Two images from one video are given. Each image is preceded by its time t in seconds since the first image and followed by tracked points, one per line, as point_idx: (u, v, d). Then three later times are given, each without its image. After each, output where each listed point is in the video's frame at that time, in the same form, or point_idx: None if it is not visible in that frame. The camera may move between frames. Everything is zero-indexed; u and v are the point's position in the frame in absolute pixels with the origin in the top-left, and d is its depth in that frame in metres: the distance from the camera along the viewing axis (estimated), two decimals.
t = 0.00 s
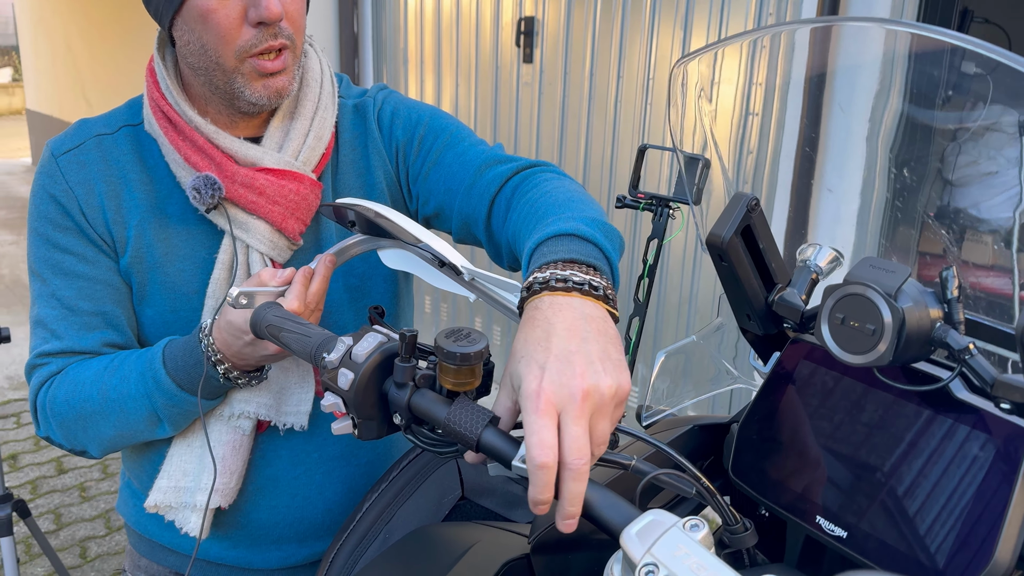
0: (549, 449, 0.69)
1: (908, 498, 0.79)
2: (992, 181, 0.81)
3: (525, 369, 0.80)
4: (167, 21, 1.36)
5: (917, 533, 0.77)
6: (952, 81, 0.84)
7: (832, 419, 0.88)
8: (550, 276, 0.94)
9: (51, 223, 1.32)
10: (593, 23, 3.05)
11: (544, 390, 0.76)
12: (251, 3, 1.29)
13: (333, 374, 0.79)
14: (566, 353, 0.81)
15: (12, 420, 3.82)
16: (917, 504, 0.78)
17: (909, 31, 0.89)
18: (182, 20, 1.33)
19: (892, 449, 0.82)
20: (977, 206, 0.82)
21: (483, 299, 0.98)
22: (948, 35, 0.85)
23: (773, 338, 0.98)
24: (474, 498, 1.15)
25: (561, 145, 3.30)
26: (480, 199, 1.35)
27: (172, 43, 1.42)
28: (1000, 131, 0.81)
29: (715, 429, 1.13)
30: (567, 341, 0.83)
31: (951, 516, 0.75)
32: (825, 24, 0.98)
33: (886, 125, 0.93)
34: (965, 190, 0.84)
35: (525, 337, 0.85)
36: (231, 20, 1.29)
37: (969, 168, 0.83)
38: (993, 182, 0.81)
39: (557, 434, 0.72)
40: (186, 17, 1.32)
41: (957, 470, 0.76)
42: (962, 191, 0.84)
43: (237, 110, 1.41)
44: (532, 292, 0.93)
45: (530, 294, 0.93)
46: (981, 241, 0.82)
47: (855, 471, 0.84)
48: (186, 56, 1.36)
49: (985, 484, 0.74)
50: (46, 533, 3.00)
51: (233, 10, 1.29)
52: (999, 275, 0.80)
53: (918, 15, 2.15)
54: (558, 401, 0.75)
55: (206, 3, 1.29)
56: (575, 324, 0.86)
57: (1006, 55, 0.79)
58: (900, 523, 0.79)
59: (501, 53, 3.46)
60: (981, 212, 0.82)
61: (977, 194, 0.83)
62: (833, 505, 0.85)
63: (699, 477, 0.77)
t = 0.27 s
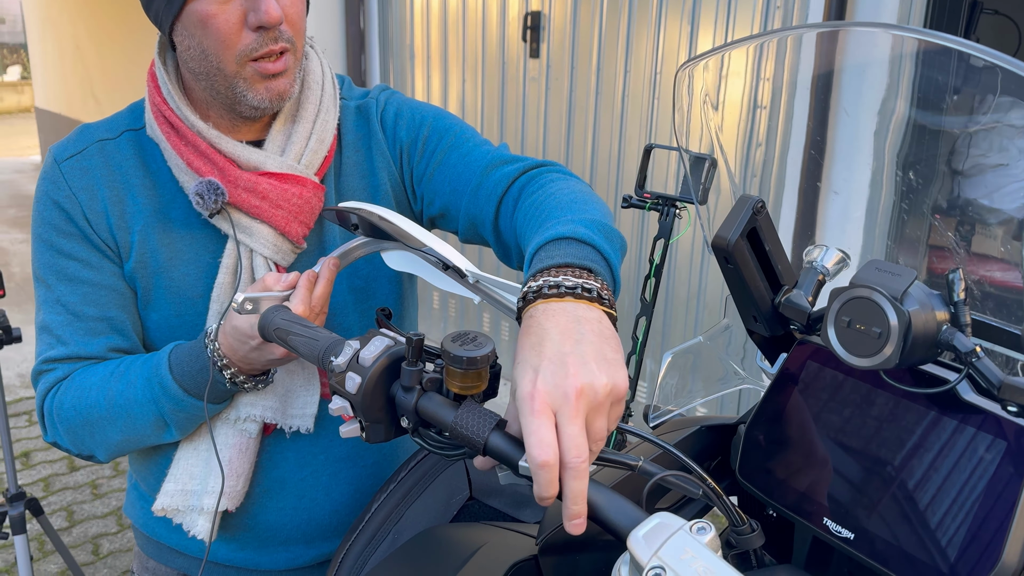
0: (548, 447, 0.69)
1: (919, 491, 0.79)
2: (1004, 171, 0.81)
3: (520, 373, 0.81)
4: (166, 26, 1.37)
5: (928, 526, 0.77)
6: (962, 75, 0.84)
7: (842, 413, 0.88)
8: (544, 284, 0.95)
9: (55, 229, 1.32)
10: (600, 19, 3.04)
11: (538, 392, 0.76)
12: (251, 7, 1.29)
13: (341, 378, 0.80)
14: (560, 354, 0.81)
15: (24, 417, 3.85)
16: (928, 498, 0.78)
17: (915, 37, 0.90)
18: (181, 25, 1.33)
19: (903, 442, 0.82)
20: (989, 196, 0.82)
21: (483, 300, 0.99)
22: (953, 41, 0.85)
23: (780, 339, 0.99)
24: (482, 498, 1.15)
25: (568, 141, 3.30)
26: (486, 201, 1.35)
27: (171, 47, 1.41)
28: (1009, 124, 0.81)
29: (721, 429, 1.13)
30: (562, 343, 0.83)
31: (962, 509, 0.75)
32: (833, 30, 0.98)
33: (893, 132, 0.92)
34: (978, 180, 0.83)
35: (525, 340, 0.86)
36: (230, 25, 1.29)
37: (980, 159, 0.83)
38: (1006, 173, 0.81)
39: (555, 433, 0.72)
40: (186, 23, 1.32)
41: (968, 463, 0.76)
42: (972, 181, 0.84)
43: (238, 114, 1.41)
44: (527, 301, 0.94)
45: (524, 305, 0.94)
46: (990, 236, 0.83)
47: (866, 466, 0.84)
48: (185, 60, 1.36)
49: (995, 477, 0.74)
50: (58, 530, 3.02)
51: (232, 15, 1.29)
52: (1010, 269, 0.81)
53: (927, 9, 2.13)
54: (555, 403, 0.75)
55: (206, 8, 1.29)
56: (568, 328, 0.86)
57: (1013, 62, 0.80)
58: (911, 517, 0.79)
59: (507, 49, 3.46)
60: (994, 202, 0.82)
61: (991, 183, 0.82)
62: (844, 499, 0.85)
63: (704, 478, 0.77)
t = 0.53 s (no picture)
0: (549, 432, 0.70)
1: (930, 483, 0.78)
2: (1016, 161, 0.81)
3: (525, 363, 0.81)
4: (163, 26, 1.37)
5: (940, 518, 0.77)
6: (972, 64, 0.83)
7: (852, 405, 0.88)
8: (553, 273, 0.95)
9: (60, 230, 1.33)
10: (607, 12, 3.04)
11: (543, 385, 0.76)
12: (247, 4, 1.29)
13: (352, 372, 0.80)
14: (566, 343, 0.82)
15: (37, 414, 3.88)
16: (940, 489, 0.78)
17: (926, 27, 0.89)
18: (180, 23, 1.34)
19: (914, 433, 0.81)
20: (1000, 186, 0.82)
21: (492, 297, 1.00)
22: (963, 30, 0.84)
23: (790, 331, 0.98)
24: (493, 491, 1.15)
25: (576, 134, 3.30)
26: (491, 194, 1.35)
27: (171, 45, 1.42)
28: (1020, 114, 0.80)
29: (732, 421, 1.12)
30: (569, 334, 0.83)
31: (974, 500, 0.75)
32: (841, 19, 0.97)
33: (902, 122, 0.92)
34: (989, 169, 0.83)
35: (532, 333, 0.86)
36: (228, 22, 1.30)
37: (990, 149, 0.83)
38: (1019, 162, 0.81)
39: (560, 425, 0.72)
40: (183, 21, 1.32)
41: (980, 455, 0.76)
42: (983, 172, 0.84)
43: (239, 111, 1.41)
44: (534, 293, 0.94)
45: (535, 292, 0.94)
46: (1001, 227, 0.82)
47: (877, 458, 0.84)
48: (184, 59, 1.36)
49: (1008, 469, 0.74)
50: (73, 525, 3.05)
51: (229, 12, 1.30)
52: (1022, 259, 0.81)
53: None
54: (558, 395, 0.75)
55: (204, 6, 1.29)
56: (579, 318, 0.86)
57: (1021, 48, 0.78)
58: (923, 509, 0.78)
59: (515, 42, 3.45)
60: (1005, 192, 0.82)
61: (1002, 172, 0.82)
62: (855, 491, 0.85)
63: (715, 471, 0.77)
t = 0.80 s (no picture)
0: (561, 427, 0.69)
1: (944, 475, 0.78)
2: None
3: (537, 362, 0.82)
4: (169, 27, 1.38)
5: (954, 510, 0.77)
6: (984, 55, 0.83)
7: (866, 397, 0.87)
8: (563, 273, 0.95)
9: (70, 230, 1.34)
10: (616, 4, 3.03)
11: (553, 383, 0.76)
12: (250, 4, 1.30)
13: (365, 367, 0.80)
14: (576, 343, 0.82)
15: (52, 410, 3.92)
16: (954, 481, 0.78)
17: (938, 19, 0.88)
18: (184, 24, 1.35)
19: (928, 425, 0.81)
20: (1016, 174, 0.83)
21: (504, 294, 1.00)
22: (976, 22, 0.84)
23: (803, 325, 0.98)
24: (505, 485, 1.16)
25: (585, 127, 3.29)
26: (502, 190, 1.35)
27: (177, 45, 1.42)
28: None
29: (744, 415, 1.13)
30: (579, 333, 0.83)
31: (989, 492, 0.75)
32: (852, 13, 0.97)
33: (914, 112, 0.92)
34: (1004, 159, 0.84)
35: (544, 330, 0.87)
36: (231, 22, 1.30)
37: (1004, 139, 0.83)
38: None
39: (571, 421, 0.72)
40: (188, 22, 1.33)
41: (994, 447, 0.76)
42: (996, 161, 0.84)
43: (246, 110, 1.42)
44: (548, 292, 0.94)
45: (547, 296, 0.94)
46: (1016, 216, 0.83)
47: (891, 449, 0.83)
48: (189, 59, 1.37)
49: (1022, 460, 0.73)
50: (89, 521, 3.08)
51: (232, 12, 1.30)
52: None
53: None
54: (570, 391, 0.75)
55: (206, 6, 1.30)
56: (588, 317, 0.86)
57: None
58: (937, 501, 0.78)
59: (524, 36, 3.44)
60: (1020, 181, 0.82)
61: (1018, 162, 0.82)
62: (868, 483, 0.85)
63: (728, 464, 0.77)
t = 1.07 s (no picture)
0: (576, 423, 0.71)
1: (956, 469, 0.78)
2: None
3: (553, 353, 0.83)
4: (178, 25, 1.39)
5: (966, 503, 0.77)
6: (994, 48, 0.83)
7: (877, 391, 0.88)
8: (577, 263, 0.96)
9: (83, 228, 1.35)
10: None
11: (569, 376, 0.78)
12: (259, 1, 1.30)
13: (376, 362, 0.81)
14: (592, 336, 0.83)
15: (65, 407, 3.95)
16: (966, 475, 0.78)
17: (947, 11, 0.88)
18: (193, 22, 1.35)
19: (940, 419, 0.81)
20: None
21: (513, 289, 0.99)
22: (987, 14, 0.84)
23: (812, 317, 0.99)
24: (516, 478, 1.16)
25: (594, 122, 3.29)
26: (512, 185, 1.36)
27: (187, 43, 1.43)
28: None
29: (754, 408, 1.13)
30: (596, 325, 0.85)
31: (1001, 485, 0.75)
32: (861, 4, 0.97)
33: (924, 106, 0.92)
34: (1014, 152, 0.83)
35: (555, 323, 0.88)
36: (240, 20, 1.31)
37: (1014, 132, 0.83)
38: None
39: (584, 416, 0.73)
40: (197, 19, 1.34)
41: (1006, 440, 0.76)
42: (1007, 152, 0.84)
43: (256, 107, 1.42)
44: (561, 280, 0.95)
45: (559, 282, 0.95)
46: None
47: (902, 443, 0.84)
48: (200, 57, 1.38)
49: None
50: (103, 516, 3.10)
51: (241, 9, 1.30)
52: None
53: None
54: (585, 384, 0.77)
55: (216, 4, 1.30)
56: (603, 308, 0.87)
57: None
58: (948, 493, 0.79)
59: (532, 30, 3.44)
60: None
61: None
62: (879, 476, 0.85)
63: (739, 457, 0.77)
